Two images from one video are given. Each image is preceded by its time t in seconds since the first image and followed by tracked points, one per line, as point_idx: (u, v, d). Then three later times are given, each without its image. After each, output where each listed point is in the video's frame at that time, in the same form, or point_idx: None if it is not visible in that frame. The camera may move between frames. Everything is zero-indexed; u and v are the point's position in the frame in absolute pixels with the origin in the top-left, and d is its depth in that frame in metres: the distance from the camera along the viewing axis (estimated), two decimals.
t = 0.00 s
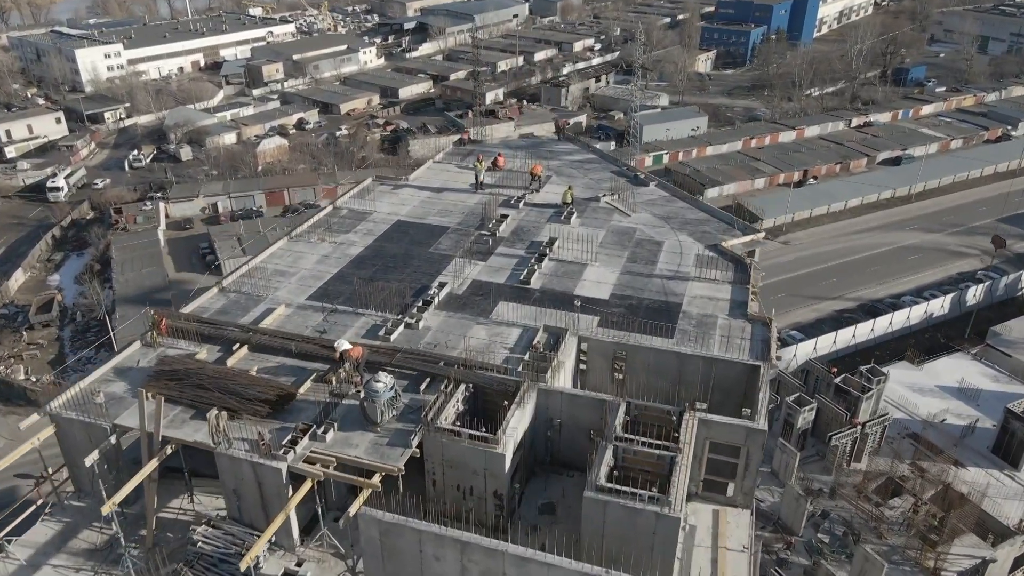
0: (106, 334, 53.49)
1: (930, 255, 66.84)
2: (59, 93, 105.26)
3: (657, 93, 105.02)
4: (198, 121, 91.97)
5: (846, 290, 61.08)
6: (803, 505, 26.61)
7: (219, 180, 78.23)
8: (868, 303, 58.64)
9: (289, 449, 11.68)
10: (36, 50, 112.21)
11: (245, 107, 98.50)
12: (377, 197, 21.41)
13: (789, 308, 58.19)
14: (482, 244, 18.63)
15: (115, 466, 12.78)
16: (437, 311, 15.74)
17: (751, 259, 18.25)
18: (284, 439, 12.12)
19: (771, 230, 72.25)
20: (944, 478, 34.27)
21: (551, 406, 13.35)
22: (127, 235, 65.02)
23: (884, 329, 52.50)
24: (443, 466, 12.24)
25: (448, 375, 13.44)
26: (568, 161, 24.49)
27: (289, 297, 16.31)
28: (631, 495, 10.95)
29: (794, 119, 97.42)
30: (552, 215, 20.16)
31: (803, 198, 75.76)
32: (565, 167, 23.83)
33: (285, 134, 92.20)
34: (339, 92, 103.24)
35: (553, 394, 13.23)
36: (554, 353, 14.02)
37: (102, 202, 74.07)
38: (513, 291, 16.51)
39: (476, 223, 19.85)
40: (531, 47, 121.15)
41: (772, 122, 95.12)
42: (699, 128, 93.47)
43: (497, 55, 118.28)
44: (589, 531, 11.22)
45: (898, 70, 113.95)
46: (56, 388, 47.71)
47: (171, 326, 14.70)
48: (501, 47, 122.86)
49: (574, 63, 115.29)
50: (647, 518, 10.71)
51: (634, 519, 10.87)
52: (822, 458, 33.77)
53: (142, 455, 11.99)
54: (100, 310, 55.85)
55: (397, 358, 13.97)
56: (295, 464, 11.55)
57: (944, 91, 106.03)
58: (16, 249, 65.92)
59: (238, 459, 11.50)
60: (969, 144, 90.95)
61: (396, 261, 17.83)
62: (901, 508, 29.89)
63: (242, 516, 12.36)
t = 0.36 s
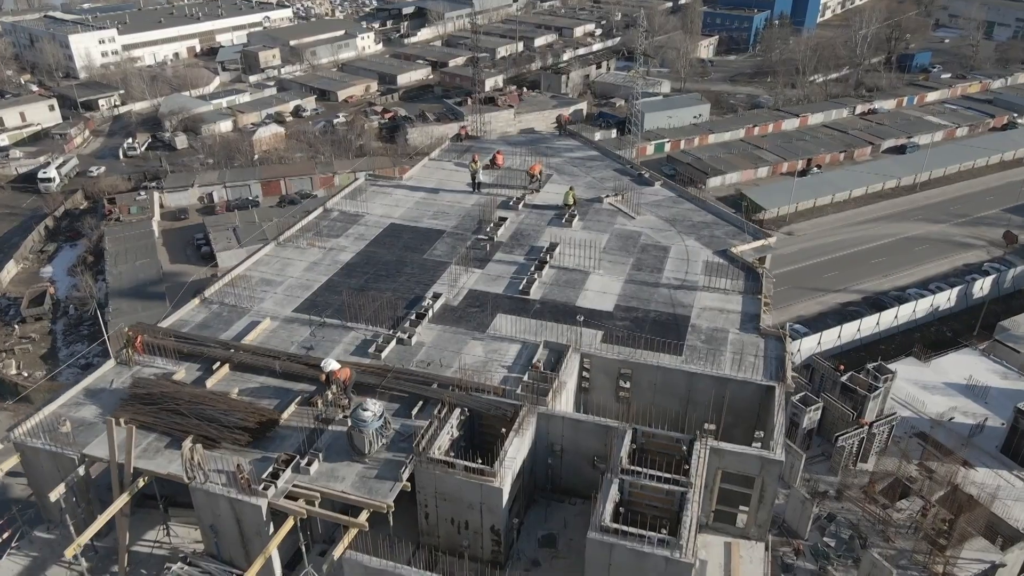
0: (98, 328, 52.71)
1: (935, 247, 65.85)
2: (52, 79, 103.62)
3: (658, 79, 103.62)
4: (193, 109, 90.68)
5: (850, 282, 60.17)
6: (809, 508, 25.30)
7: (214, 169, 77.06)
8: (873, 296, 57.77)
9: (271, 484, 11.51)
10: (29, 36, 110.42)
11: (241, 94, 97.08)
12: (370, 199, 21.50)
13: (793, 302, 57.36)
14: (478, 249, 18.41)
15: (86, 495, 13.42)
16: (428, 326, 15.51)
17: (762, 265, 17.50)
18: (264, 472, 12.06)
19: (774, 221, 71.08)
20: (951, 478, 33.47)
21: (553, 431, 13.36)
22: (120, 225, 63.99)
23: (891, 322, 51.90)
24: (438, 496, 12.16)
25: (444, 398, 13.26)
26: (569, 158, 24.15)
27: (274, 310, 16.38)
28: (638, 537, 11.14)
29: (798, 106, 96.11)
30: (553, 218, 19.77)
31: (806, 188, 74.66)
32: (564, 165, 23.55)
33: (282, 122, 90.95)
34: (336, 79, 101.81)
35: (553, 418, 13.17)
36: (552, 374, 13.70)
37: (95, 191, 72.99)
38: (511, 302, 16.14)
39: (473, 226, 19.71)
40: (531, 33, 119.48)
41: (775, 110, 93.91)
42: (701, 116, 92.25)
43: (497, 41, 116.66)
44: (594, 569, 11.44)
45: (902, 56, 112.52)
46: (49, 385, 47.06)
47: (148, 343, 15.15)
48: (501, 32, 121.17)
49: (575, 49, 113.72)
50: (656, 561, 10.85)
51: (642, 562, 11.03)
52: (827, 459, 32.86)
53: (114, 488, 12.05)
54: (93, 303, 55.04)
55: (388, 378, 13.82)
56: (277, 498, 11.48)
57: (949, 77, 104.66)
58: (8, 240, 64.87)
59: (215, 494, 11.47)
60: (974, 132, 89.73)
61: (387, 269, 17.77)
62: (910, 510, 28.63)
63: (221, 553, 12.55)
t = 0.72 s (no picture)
0: (91, 320, 51.95)
1: (941, 237, 64.89)
2: (45, 64, 101.88)
3: (660, 65, 102.15)
4: (189, 95, 89.35)
5: (854, 273, 59.32)
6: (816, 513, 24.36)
7: (209, 157, 75.92)
8: (879, 288, 56.93)
9: (248, 528, 12.37)
10: (22, 20, 108.39)
11: (237, 80, 95.65)
12: (364, 206, 24.03)
13: (796, 294, 56.59)
14: (470, 259, 20.77)
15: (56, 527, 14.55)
16: (420, 342, 17.43)
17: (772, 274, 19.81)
18: (240, 516, 12.89)
19: (777, 211, 70.05)
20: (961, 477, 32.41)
21: (553, 460, 14.46)
22: (113, 215, 63.10)
23: (896, 316, 51.25)
24: (432, 536, 12.88)
25: (438, 428, 14.37)
26: (578, 160, 27.35)
27: (248, 324, 18.32)
28: None
29: (801, 92, 94.84)
30: (553, 223, 22.53)
31: (810, 176, 73.56)
32: (564, 169, 26.56)
33: (279, 109, 89.68)
34: (333, 65, 100.35)
35: (554, 449, 14.29)
36: (552, 398, 15.21)
37: (89, 179, 71.88)
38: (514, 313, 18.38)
39: (470, 230, 22.40)
40: (531, 17, 117.69)
41: (778, 96, 92.67)
42: (704, 103, 90.94)
43: (496, 25, 114.94)
44: None
45: (907, 41, 110.95)
46: (40, 380, 46.51)
47: (118, 364, 16.55)
48: (500, 16, 119.38)
49: (575, 34, 112.12)
50: None
51: None
52: (833, 458, 31.89)
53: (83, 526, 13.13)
54: (86, 294, 54.24)
55: (377, 405, 15.17)
56: (255, 543, 12.32)
57: (955, 63, 103.23)
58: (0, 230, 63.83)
59: (188, 538, 12.38)
60: (980, 119, 88.47)
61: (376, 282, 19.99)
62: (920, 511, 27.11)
63: None
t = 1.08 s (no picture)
0: (84, 311, 51.11)
1: (947, 226, 63.93)
2: (37, 47, 100.08)
3: (662, 48, 100.61)
4: (183, 80, 87.96)
5: (859, 264, 58.46)
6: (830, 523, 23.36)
7: (204, 143, 74.75)
8: (884, 279, 56.19)
9: None
10: (14, 3, 106.48)
11: (232, 64, 94.21)
12: (357, 212, 26.84)
13: (801, 284, 55.76)
14: (463, 271, 23.29)
15: (14, 568, 15.04)
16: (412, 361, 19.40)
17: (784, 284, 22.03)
18: (214, 565, 14.08)
19: (781, 199, 68.96)
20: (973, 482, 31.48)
21: (555, 498, 15.70)
22: (106, 204, 62.13)
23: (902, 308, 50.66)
24: None
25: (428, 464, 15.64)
26: (584, 161, 30.54)
27: (228, 343, 20.39)
28: None
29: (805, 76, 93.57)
30: (555, 226, 25.64)
31: (815, 162, 72.36)
32: (569, 169, 29.80)
33: (275, 94, 88.37)
34: (330, 48, 98.84)
35: (555, 485, 15.51)
36: (557, 429, 16.70)
37: (81, 167, 70.73)
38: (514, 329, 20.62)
39: (468, 236, 25.32)
40: None
41: (781, 81, 91.41)
42: (706, 87, 89.53)
43: (496, 8, 113.24)
44: None
45: (913, 24, 109.31)
46: (32, 373, 45.84)
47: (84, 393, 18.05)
48: None
49: (576, 17, 110.47)
50: None
51: None
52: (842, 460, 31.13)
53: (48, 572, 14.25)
54: (78, 286, 53.31)
55: (366, 435, 16.66)
56: None
57: (961, 46, 101.70)
58: None
59: None
60: (987, 104, 87.20)
61: (363, 297, 22.18)
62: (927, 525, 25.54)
63: None
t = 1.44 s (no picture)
0: (76, 300, 50.23)
1: (954, 212, 62.94)
2: (28, 27, 98.23)
3: (664, 29, 98.93)
4: (177, 61, 86.41)
5: (865, 251, 57.53)
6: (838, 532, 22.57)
7: (198, 127, 73.43)
8: (889, 266, 55.33)
9: None
10: None
11: (227, 45, 92.61)
12: (347, 215, 26.79)
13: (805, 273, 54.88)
14: (458, 281, 23.12)
15: None
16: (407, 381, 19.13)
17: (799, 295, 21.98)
18: None
19: (785, 184, 67.85)
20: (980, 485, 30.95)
21: (558, 538, 15.36)
22: (99, 189, 61.03)
23: (908, 297, 49.86)
24: None
25: (420, 505, 15.31)
26: (588, 159, 30.48)
27: (206, 362, 20.00)
28: None
29: (810, 57, 91.99)
30: (557, 230, 25.55)
31: (820, 146, 71.12)
32: (572, 168, 29.74)
33: (270, 75, 86.88)
34: (327, 28, 97.12)
35: (558, 527, 15.14)
36: (560, 463, 16.44)
37: (73, 151, 69.47)
38: (514, 346, 20.37)
39: (464, 240, 25.25)
40: None
41: (786, 62, 89.85)
42: (710, 69, 88.07)
43: None
44: None
45: (920, 3, 107.45)
46: (23, 365, 45.01)
47: (49, 424, 17.48)
48: None
49: None
50: None
51: None
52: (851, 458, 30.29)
53: None
54: (69, 274, 52.42)
55: (353, 470, 16.27)
56: None
57: (969, 26, 99.99)
58: None
59: None
60: (995, 86, 85.82)
61: (352, 312, 21.88)
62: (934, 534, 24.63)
63: None
